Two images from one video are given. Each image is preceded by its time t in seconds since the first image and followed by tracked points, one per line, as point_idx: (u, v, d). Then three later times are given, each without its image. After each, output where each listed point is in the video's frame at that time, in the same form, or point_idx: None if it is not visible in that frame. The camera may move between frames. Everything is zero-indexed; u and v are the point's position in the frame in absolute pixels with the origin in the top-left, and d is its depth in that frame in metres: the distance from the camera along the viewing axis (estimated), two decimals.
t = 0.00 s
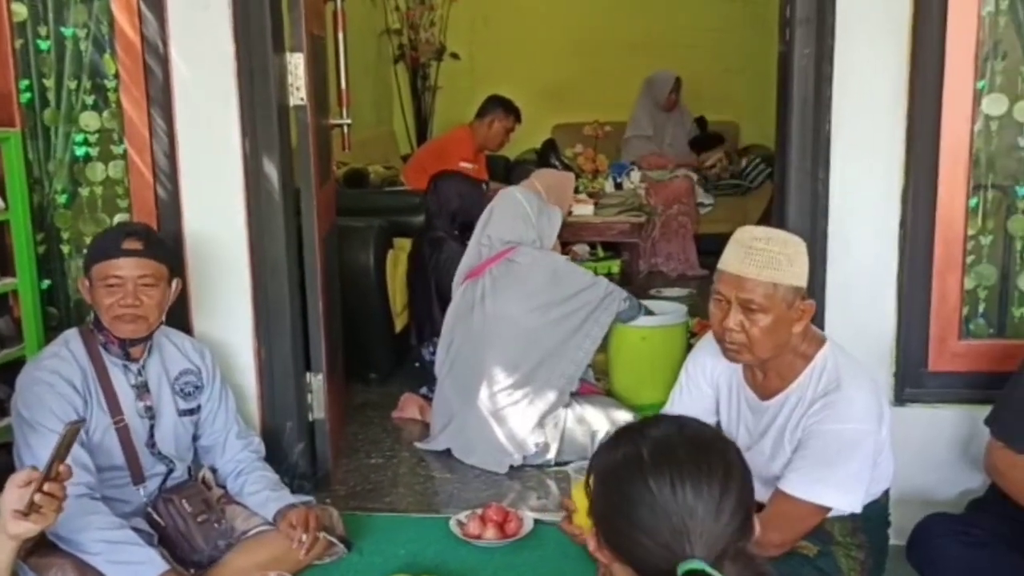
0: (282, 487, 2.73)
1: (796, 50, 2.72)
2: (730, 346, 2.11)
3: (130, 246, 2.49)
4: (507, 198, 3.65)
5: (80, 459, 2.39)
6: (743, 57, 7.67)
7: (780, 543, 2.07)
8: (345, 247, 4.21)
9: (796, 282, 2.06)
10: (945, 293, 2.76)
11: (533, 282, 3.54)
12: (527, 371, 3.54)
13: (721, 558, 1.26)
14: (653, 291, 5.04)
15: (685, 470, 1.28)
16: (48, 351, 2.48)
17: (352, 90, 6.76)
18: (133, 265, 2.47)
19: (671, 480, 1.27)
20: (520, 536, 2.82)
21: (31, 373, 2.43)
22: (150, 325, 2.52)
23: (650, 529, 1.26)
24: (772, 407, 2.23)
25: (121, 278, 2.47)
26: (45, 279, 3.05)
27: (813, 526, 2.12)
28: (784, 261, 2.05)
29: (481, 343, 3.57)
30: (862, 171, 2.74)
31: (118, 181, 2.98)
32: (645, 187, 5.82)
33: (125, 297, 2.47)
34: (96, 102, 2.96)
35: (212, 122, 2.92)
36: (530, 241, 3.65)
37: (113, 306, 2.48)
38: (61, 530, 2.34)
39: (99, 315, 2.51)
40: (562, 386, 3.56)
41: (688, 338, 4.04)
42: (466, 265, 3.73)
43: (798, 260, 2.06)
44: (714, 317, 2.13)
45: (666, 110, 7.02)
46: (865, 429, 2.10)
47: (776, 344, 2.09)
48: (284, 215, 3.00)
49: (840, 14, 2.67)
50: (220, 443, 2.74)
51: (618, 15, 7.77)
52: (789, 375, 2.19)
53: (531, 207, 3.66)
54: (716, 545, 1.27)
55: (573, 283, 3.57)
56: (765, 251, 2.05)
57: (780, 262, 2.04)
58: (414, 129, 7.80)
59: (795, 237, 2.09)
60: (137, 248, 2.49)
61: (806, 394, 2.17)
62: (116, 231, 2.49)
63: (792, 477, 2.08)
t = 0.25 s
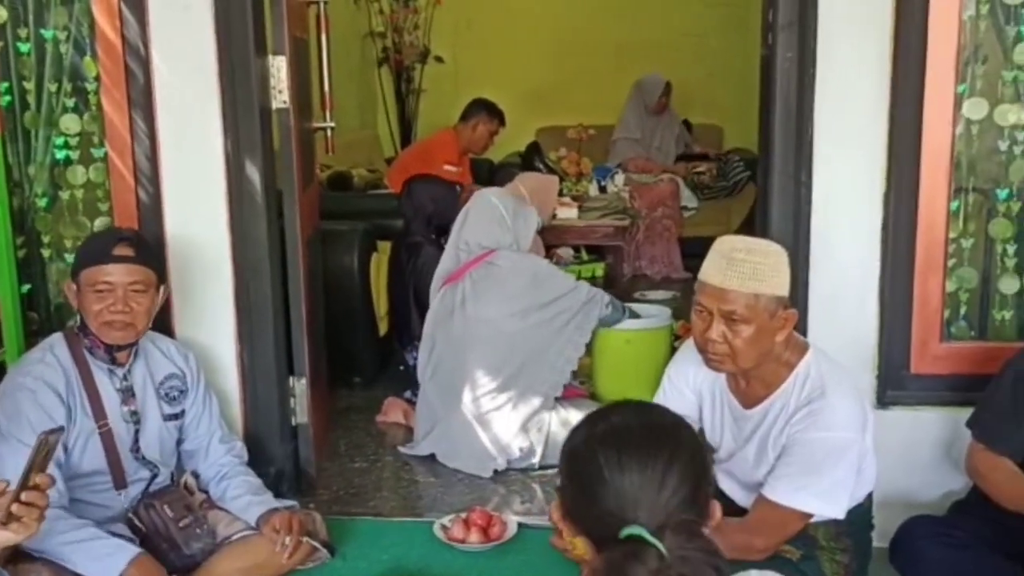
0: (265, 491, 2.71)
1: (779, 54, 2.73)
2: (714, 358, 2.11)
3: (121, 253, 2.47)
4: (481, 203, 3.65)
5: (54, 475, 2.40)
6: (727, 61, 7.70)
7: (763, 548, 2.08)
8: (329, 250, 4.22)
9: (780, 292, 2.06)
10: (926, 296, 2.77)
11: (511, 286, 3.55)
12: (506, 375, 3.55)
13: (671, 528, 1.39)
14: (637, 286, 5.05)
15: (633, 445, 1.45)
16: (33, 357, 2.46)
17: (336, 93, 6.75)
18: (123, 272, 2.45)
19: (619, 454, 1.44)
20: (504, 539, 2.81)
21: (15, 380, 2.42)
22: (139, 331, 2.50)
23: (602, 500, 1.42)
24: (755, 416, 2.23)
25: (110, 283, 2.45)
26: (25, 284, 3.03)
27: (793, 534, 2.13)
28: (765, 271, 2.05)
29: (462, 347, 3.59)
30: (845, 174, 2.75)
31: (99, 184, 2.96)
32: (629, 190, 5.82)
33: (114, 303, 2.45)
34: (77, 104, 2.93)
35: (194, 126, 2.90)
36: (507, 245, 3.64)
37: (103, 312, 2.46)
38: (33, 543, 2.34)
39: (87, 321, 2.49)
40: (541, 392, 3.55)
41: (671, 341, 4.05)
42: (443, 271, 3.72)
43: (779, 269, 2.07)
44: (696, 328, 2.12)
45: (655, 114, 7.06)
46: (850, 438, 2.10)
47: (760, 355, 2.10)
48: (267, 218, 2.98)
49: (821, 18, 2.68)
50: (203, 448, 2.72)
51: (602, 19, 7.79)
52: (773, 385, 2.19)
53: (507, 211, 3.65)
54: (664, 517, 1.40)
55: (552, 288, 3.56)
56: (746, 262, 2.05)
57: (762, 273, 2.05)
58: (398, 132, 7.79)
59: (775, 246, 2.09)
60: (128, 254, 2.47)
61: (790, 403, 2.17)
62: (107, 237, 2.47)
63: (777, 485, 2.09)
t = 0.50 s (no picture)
0: (247, 498, 2.70)
1: (759, 57, 2.74)
2: (693, 365, 2.11)
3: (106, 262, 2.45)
4: (454, 206, 3.63)
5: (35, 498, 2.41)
6: (707, 64, 7.72)
7: (746, 551, 2.09)
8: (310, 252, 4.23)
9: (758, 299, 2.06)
10: (906, 298, 2.79)
11: (484, 290, 3.55)
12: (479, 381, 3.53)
13: (581, 517, 1.45)
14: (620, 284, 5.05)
15: (554, 433, 1.49)
16: (13, 364, 2.46)
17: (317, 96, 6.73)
18: (107, 281, 2.43)
19: (542, 441, 1.49)
20: (485, 544, 2.79)
21: None
22: (123, 341, 2.47)
23: (525, 483, 1.49)
24: (737, 421, 2.23)
25: (95, 293, 2.42)
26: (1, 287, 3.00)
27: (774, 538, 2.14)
28: (743, 278, 2.05)
29: (435, 352, 3.57)
30: (825, 178, 2.77)
31: (77, 187, 2.93)
32: (610, 193, 5.82)
33: (98, 313, 2.43)
34: (54, 106, 2.91)
35: (174, 128, 2.88)
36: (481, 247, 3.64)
37: (87, 321, 2.43)
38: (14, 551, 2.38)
39: (72, 331, 2.47)
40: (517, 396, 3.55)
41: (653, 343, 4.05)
42: (417, 274, 3.71)
43: (759, 277, 2.07)
44: (675, 335, 2.12)
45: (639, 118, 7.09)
46: (832, 442, 2.11)
47: (739, 362, 2.10)
48: (247, 222, 2.97)
49: (801, 22, 2.70)
50: (185, 456, 2.70)
51: (583, 22, 7.80)
52: (754, 391, 2.19)
53: (480, 212, 3.64)
54: (579, 506, 1.45)
55: (526, 292, 3.57)
56: (724, 270, 2.05)
57: (740, 281, 2.04)
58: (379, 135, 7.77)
59: (753, 253, 2.09)
60: (112, 264, 2.44)
61: (771, 409, 2.17)
62: (93, 244, 2.45)
63: (758, 490, 2.10)
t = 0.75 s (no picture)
0: (231, 501, 2.69)
1: (744, 60, 2.76)
2: (675, 367, 2.12)
3: (83, 267, 2.43)
4: (436, 206, 3.66)
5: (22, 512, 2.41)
6: (692, 68, 7.75)
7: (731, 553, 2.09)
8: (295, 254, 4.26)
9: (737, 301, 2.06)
10: (890, 300, 2.80)
11: (462, 295, 3.55)
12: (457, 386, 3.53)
13: (552, 506, 1.46)
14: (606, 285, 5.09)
15: (530, 424, 1.51)
16: None
17: (302, 98, 6.72)
18: (84, 287, 2.41)
19: (519, 433, 1.51)
20: (470, 546, 2.79)
21: None
22: (100, 349, 2.46)
23: (505, 470, 1.52)
24: (721, 421, 2.23)
25: (72, 301, 2.41)
26: None
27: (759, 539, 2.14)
28: (723, 280, 2.05)
29: (415, 356, 3.58)
30: (809, 181, 2.78)
31: (60, 189, 2.92)
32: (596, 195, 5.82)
33: (75, 320, 2.42)
34: (37, 107, 2.89)
35: (158, 130, 2.87)
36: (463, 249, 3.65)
37: (64, 328, 2.42)
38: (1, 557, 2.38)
39: (49, 339, 2.46)
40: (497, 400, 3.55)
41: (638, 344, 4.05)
42: (399, 277, 3.73)
43: (738, 279, 2.07)
44: (657, 336, 2.13)
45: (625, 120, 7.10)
46: (814, 442, 2.11)
47: (720, 363, 2.10)
48: (231, 224, 2.96)
49: (786, 25, 2.71)
50: (168, 461, 2.68)
51: (568, 25, 7.81)
52: (737, 392, 2.20)
53: (462, 214, 3.67)
54: (551, 493, 1.47)
55: (505, 298, 3.56)
56: (704, 273, 2.05)
57: (719, 283, 2.04)
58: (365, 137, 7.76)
59: (732, 255, 2.10)
60: (90, 269, 2.43)
61: (754, 409, 2.18)
62: (71, 250, 2.43)
63: (741, 491, 2.10)
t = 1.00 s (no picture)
0: (210, 508, 2.67)
1: (723, 64, 2.77)
2: (652, 366, 2.13)
3: (55, 276, 2.41)
4: (415, 211, 3.68)
5: None
6: (672, 72, 7.77)
7: (710, 555, 2.09)
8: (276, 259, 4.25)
9: (714, 301, 2.07)
10: (869, 303, 2.82)
11: (439, 300, 3.55)
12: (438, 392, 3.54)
13: (539, 510, 1.36)
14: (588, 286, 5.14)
15: (535, 419, 1.39)
16: None
17: (282, 102, 6.71)
18: (56, 296, 2.40)
19: (523, 427, 1.39)
20: (453, 551, 2.80)
21: None
22: (71, 358, 2.44)
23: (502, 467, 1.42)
24: (699, 422, 2.24)
25: (43, 309, 2.39)
26: None
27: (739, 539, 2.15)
28: (700, 280, 2.06)
29: (395, 362, 3.58)
30: (788, 185, 2.79)
31: (37, 195, 2.90)
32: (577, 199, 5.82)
33: (46, 330, 2.40)
34: (14, 112, 2.87)
35: (136, 135, 2.85)
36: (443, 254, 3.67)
37: (35, 338, 2.40)
38: None
39: (20, 349, 2.44)
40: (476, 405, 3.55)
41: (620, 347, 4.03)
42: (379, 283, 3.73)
43: (715, 280, 2.08)
44: (634, 337, 2.14)
45: (604, 125, 7.10)
46: (792, 441, 2.14)
47: (698, 362, 2.12)
48: (210, 230, 2.94)
49: (764, 30, 2.72)
50: (146, 469, 2.67)
51: (549, 30, 7.83)
52: (716, 391, 2.21)
53: (441, 219, 3.69)
54: (544, 493, 1.36)
55: (484, 303, 3.55)
56: (681, 273, 2.06)
57: (696, 282, 2.06)
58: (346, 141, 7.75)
59: (711, 255, 2.10)
60: (62, 278, 2.41)
61: (732, 408, 2.19)
62: (41, 257, 2.41)
63: (721, 491, 2.11)
